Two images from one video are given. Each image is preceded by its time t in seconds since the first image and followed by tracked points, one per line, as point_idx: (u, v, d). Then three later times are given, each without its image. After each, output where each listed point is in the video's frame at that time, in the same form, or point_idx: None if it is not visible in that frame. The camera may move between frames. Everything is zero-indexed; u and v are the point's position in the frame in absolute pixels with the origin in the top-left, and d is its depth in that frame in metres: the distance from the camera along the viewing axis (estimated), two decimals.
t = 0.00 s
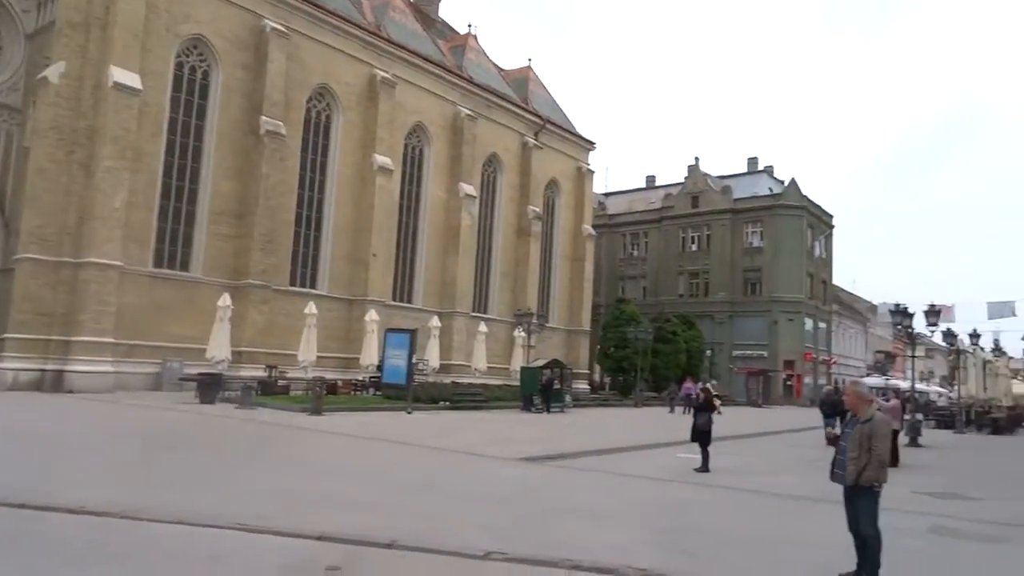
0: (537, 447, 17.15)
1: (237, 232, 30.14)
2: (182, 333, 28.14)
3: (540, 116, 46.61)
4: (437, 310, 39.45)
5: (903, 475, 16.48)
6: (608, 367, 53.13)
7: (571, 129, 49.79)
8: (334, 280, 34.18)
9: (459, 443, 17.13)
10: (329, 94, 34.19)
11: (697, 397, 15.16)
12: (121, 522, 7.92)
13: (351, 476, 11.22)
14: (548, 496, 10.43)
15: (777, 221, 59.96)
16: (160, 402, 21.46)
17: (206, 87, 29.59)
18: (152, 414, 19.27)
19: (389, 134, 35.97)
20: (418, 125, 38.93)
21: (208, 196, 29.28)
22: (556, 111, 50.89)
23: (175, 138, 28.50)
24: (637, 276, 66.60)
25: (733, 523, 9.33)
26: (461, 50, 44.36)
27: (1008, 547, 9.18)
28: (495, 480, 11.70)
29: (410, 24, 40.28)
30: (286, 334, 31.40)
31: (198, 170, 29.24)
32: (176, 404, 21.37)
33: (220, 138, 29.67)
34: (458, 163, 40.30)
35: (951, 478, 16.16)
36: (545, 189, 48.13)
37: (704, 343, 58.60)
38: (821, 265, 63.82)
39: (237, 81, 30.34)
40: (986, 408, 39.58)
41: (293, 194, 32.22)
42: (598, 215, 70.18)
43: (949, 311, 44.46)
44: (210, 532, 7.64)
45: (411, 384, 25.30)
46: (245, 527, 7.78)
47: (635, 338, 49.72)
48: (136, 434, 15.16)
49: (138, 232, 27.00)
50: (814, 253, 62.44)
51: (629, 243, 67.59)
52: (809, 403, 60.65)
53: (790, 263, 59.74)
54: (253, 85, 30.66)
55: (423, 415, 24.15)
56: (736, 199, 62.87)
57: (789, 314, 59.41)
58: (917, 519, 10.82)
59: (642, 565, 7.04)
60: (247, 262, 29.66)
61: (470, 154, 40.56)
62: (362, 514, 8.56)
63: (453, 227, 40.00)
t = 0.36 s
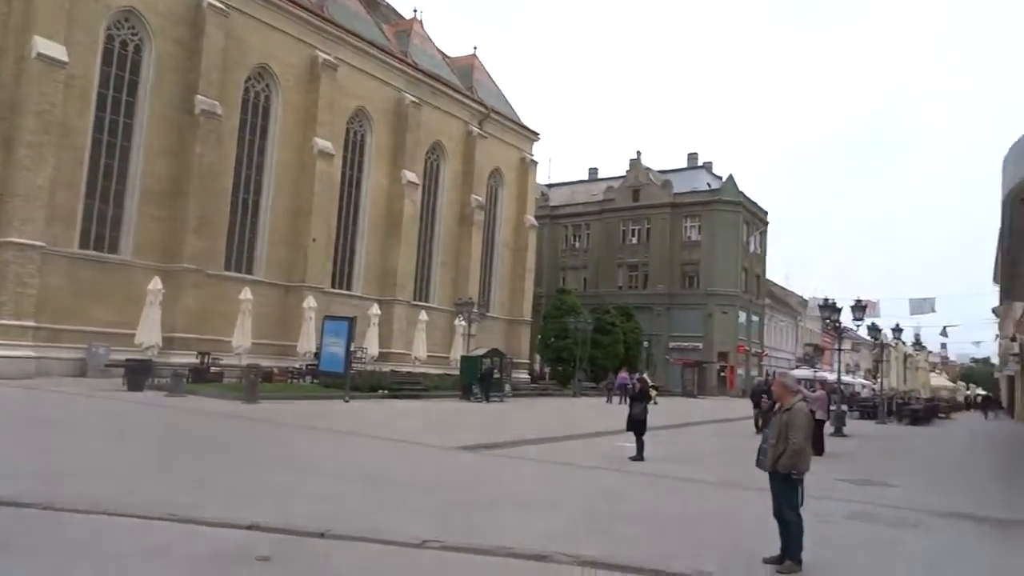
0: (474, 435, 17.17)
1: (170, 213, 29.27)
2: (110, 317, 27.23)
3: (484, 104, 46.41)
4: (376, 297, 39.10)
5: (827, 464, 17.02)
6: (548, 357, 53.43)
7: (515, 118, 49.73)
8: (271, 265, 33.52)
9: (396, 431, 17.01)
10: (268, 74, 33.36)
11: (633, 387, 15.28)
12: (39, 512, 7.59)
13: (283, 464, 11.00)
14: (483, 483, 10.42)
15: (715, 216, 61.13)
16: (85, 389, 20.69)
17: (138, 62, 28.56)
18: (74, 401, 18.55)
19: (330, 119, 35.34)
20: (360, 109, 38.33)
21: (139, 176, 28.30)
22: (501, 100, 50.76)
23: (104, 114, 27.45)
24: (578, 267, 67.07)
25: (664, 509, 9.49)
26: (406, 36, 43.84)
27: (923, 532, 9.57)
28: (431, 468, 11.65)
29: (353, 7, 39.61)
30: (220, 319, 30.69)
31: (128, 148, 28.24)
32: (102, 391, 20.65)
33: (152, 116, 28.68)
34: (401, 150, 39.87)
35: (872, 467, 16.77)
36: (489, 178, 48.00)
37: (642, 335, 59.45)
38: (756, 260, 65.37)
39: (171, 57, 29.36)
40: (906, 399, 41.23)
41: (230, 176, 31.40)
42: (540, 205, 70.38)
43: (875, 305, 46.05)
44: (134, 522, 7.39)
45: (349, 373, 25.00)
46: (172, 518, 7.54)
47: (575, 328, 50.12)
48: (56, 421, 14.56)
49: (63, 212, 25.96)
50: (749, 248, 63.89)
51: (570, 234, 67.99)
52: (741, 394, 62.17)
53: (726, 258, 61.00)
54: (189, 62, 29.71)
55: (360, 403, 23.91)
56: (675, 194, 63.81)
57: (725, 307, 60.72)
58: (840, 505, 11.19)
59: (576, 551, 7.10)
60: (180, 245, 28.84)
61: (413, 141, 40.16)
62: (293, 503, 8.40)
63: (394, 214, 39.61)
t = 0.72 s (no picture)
0: (412, 427, 17.05)
1: (95, 201, 28.25)
2: (31, 310, 26.17)
3: (424, 93, 46.00)
4: (314, 288, 38.51)
5: (759, 449, 17.46)
6: (489, 348, 53.44)
7: (455, 109, 49.44)
8: (204, 256, 32.66)
9: (333, 423, 16.79)
10: (199, 58, 32.41)
11: (572, 376, 15.35)
12: None
13: (214, 460, 10.71)
14: (421, 475, 10.34)
15: (653, 208, 61.99)
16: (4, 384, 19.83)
17: (59, 42, 27.45)
18: None
19: (265, 106, 34.54)
20: (297, 96, 37.57)
21: (62, 161, 27.22)
22: (441, 89, 50.40)
23: (21, 96, 26.33)
24: (519, 258, 67.22)
25: (601, 497, 9.58)
26: (343, 22, 43.16)
27: (847, 513, 9.90)
28: (368, 460, 11.51)
29: None
30: (150, 311, 29.81)
31: (49, 132, 27.17)
32: (22, 386, 19.82)
33: (76, 99, 27.60)
34: (339, 138, 39.23)
35: (803, 451, 17.26)
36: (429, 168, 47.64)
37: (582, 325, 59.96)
38: (692, 251, 66.54)
39: (95, 38, 28.28)
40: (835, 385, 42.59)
41: (159, 163, 30.44)
42: (481, 196, 70.27)
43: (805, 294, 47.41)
44: (55, 522, 7.10)
45: (286, 366, 24.56)
46: (96, 516, 7.28)
47: (516, 319, 50.27)
48: None
49: None
50: (687, 240, 65.00)
51: (511, 225, 68.06)
52: (678, 382, 63.34)
53: (664, 248, 61.95)
54: (114, 44, 28.67)
55: (297, 396, 23.53)
56: (615, 185, 64.45)
57: (662, 297, 61.69)
58: (771, 488, 11.48)
59: (513, 540, 7.11)
60: (107, 235, 27.88)
61: (352, 129, 39.55)
62: (225, 499, 8.19)
63: (332, 204, 39.01)
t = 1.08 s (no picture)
0: (364, 429, 16.91)
1: (36, 198, 27.46)
2: None
3: (379, 93, 45.70)
4: (266, 290, 38.03)
5: (710, 446, 17.75)
6: (445, 349, 53.31)
7: (410, 109, 49.20)
8: (151, 256, 31.94)
9: (282, 426, 16.57)
10: (146, 53, 31.69)
11: (526, 377, 15.37)
12: None
13: (160, 465, 10.46)
14: (373, 478, 10.26)
15: (607, 209, 62.53)
16: None
17: None
18: None
19: (215, 103, 33.93)
20: (248, 94, 36.96)
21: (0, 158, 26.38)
22: (396, 89, 50.13)
23: None
24: (474, 259, 67.18)
25: (552, 496, 9.64)
26: (296, 19, 42.64)
27: (793, 508, 10.15)
28: (319, 464, 11.39)
29: None
30: (94, 314, 29.04)
31: None
32: None
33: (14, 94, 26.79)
34: (291, 137, 38.75)
35: (751, 448, 17.60)
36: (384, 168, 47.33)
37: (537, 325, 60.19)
38: (646, 252, 67.30)
39: (36, 31, 27.50)
40: (783, 383, 43.52)
41: (104, 160, 29.70)
42: (436, 197, 70.01)
43: (755, 295, 48.32)
44: None
45: (236, 369, 24.13)
46: (36, 526, 7.05)
47: (471, 319, 50.25)
48: None
49: None
50: (640, 241, 65.74)
51: (465, 226, 67.95)
52: (632, 382, 64.03)
53: (618, 249, 62.53)
54: (56, 37, 27.90)
55: (246, 400, 23.16)
56: (570, 187, 64.83)
57: (616, 298, 62.31)
58: (721, 485, 11.67)
59: (466, 541, 7.11)
60: (47, 235, 27.11)
61: (304, 128, 39.08)
62: (171, 506, 8.01)
63: (285, 203, 38.53)
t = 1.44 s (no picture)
0: (319, 429, 16.72)
1: None
2: None
3: (333, 89, 45.20)
4: (218, 289, 37.37)
5: (665, 442, 17.97)
6: (402, 348, 53.01)
7: (365, 105, 48.76)
8: (97, 255, 31.14)
9: (234, 428, 16.30)
10: (90, 45, 30.85)
11: (483, 375, 15.38)
12: None
13: (106, 470, 10.21)
14: (327, 479, 10.16)
15: (564, 207, 62.83)
16: None
17: None
18: None
19: (163, 98, 33.18)
20: (198, 88, 36.21)
21: None
22: (351, 85, 49.63)
23: None
24: (431, 257, 66.91)
25: (509, 493, 9.66)
26: (247, 13, 41.95)
27: (744, 501, 10.33)
28: (271, 465, 11.24)
29: None
30: (37, 315, 28.21)
31: None
32: None
33: None
34: (243, 133, 38.11)
35: (705, 443, 17.87)
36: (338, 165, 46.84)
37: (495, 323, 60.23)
38: (602, 250, 67.80)
39: None
40: (737, 379, 44.21)
41: (46, 156, 28.85)
42: (392, 194, 69.54)
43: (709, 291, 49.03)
44: None
45: (186, 370, 23.67)
46: None
47: (427, 317, 50.05)
48: None
49: None
50: (596, 239, 66.16)
51: (422, 224, 67.60)
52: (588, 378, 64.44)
53: (574, 247, 62.90)
54: None
55: (197, 401, 22.73)
56: (526, 185, 64.96)
57: (573, 296, 62.68)
58: (675, 480, 11.82)
59: (421, 541, 7.08)
60: None
61: (256, 124, 38.46)
62: (117, 511, 7.82)
63: (237, 201, 37.89)
